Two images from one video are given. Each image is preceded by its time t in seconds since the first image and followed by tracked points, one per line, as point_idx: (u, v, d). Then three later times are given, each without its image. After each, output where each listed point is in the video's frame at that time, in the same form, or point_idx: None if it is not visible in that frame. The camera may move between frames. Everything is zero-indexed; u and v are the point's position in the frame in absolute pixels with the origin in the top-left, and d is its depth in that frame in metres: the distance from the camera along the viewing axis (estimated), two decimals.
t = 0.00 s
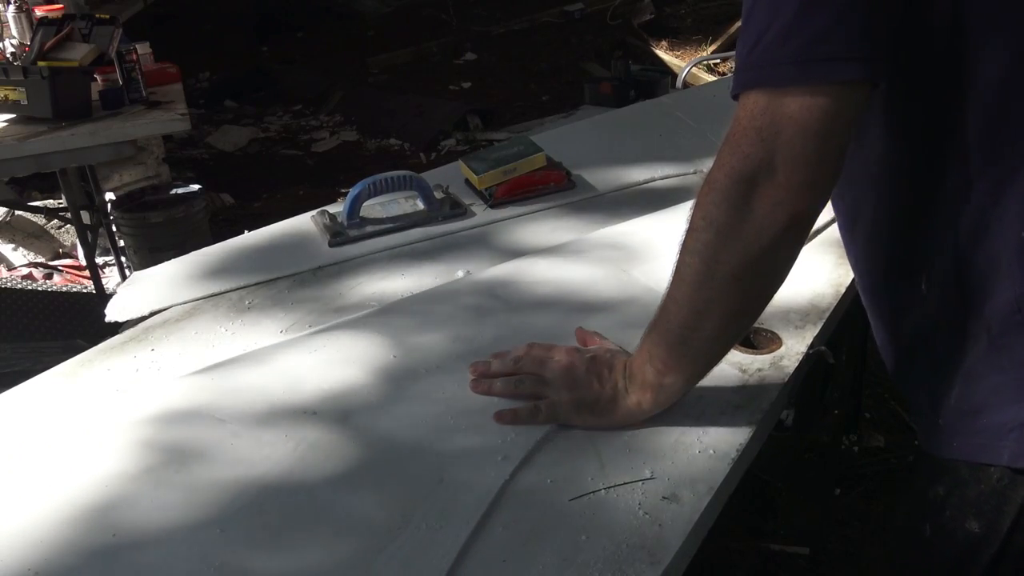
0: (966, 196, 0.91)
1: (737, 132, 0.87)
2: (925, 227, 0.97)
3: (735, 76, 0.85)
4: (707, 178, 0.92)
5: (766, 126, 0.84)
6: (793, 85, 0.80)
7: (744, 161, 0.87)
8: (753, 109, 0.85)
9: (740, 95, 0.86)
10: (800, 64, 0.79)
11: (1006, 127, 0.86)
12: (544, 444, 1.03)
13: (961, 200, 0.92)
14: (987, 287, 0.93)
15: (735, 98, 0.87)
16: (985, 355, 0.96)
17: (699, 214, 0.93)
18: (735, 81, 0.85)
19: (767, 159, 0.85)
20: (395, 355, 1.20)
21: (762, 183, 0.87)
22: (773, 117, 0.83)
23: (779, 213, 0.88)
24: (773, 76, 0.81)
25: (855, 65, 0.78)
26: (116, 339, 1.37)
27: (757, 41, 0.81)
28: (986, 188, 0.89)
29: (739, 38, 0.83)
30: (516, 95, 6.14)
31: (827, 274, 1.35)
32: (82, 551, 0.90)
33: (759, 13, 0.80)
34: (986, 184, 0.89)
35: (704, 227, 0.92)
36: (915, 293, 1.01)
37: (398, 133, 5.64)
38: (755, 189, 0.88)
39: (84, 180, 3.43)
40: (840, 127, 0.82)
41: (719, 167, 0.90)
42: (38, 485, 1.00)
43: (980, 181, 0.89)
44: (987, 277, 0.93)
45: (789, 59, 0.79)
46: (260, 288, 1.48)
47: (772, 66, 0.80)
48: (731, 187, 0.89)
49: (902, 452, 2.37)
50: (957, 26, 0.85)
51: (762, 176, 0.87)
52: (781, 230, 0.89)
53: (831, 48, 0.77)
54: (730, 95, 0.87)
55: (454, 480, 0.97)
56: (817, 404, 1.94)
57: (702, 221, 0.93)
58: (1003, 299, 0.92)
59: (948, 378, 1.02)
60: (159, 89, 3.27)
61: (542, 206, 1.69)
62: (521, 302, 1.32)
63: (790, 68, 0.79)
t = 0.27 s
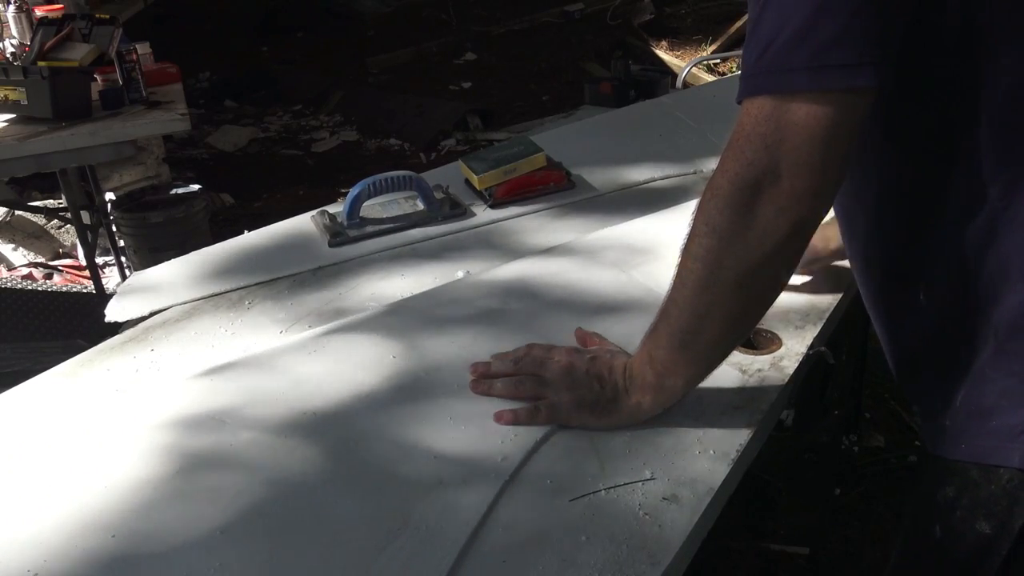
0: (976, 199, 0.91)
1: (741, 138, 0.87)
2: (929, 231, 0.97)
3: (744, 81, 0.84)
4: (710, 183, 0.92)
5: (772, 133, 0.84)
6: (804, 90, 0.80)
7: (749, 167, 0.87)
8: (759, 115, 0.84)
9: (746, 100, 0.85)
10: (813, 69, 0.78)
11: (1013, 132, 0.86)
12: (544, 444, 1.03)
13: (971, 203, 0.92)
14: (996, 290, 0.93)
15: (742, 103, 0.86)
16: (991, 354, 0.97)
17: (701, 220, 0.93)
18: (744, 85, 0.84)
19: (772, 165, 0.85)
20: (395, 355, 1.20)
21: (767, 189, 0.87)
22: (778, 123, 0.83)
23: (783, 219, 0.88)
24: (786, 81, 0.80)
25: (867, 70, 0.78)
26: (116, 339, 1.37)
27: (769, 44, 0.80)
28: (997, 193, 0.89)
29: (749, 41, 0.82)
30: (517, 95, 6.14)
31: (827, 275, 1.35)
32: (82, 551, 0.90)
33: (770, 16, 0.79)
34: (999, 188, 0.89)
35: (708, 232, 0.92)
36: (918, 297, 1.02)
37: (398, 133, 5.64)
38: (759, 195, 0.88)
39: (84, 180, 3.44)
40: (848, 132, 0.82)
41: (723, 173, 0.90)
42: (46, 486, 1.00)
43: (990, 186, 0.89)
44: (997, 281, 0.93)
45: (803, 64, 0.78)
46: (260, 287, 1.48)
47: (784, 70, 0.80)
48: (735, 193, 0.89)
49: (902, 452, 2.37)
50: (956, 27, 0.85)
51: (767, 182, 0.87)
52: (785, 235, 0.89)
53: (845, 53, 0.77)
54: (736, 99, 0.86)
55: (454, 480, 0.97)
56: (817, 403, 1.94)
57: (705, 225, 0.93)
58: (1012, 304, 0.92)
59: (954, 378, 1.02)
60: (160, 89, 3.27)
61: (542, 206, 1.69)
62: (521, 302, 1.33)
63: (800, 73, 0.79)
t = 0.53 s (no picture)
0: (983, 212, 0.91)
1: (743, 150, 0.87)
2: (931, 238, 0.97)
3: (749, 90, 0.83)
4: (712, 195, 0.92)
5: (774, 147, 0.84)
6: (811, 103, 0.79)
7: (752, 181, 0.87)
8: (760, 128, 0.84)
9: (750, 110, 0.84)
10: (820, 82, 0.77)
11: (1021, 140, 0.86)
12: (544, 444, 1.03)
13: (979, 218, 0.92)
14: (1003, 300, 0.93)
15: (745, 114, 0.86)
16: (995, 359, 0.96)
17: (704, 228, 0.93)
18: (751, 95, 0.83)
19: (776, 180, 0.85)
20: (395, 354, 1.20)
21: (770, 203, 0.87)
22: (781, 137, 0.83)
23: (788, 234, 0.88)
24: (792, 93, 0.79)
25: (875, 84, 0.76)
26: (117, 339, 1.37)
27: (777, 54, 0.79)
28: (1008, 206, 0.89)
29: (756, 49, 0.81)
30: (517, 95, 6.15)
31: (828, 275, 1.35)
32: (84, 552, 0.90)
33: (778, 26, 0.78)
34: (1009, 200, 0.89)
35: (711, 242, 0.92)
36: (920, 304, 1.02)
37: (398, 134, 5.64)
38: (763, 209, 0.88)
39: (84, 180, 3.44)
40: (852, 148, 0.81)
41: (725, 185, 0.90)
42: (47, 486, 1.00)
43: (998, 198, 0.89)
44: (1009, 294, 0.92)
45: (810, 75, 0.77)
46: (260, 287, 1.48)
47: (791, 82, 0.79)
48: (738, 207, 0.89)
49: (902, 453, 2.37)
50: (959, 27, 0.85)
51: (769, 196, 0.87)
52: (787, 248, 0.89)
53: (852, 66, 0.76)
54: (738, 109, 0.86)
55: (455, 480, 0.97)
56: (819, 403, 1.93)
57: (708, 236, 0.93)
58: None
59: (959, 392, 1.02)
60: (160, 89, 3.27)
61: (542, 206, 1.69)
62: (521, 301, 1.32)
63: (806, 86, 0.78)
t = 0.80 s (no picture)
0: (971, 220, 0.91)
1: (735, 160, 0.87)
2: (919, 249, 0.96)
3: (737, 97, 0.83)
4: (705, 207, 0.93)
5: (766, 158, 0.84)
6: (797, 111, 0.79)
7: (745, 193, 0.87)
8: (751, 139, 0.84)
9: (740, 117, 0.84)
10: (807, 90, 0.77)
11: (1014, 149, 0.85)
12: (544, 442, 1.03)
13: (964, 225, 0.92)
14: (993, 311, 0.93)
15: (734, 122, 0.86)
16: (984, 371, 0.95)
17: (698, 237, 0.94)
18: (739, 101, 0.83)
19: (769, 190, 0.85)
20: (396, 352, 1.21)
21: (764, 214, 0.87)
22: (773, 147, 0.83)
23: (783, 244, 0.88)
24: (779, 100, 0.79)
25: (861, 92, 0.77)
26: (116, 339, 1.37)
27: (765, 61, 0.79)
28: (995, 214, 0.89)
29: (744, 55, 0.81)
30: (517, 95, 6.15)
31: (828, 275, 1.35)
32: (88, 551, 0.90)
33: (768, 31, 0.79)
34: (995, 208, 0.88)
35: (705, 252, 0.92)
36: (904, 313, 1.01)
37: (398, 134, 5.64)
38: (756, 220, 0.88)
39: (84, 180, 3.44)
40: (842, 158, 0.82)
41: (717, 196, 0.90)
42: (51, 486, 1.00)
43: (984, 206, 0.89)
44: (996, 300, 0.92)
45: (797, 82, 0.77)
46: (259, 287, 1.48)
47: (778, 88, 0.79)
48: (731, 218, 0.89)
49: (902, 453, 2.37)
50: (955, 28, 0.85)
51: (765, 207, 0.87)
52: (784, 255, 0.89)
53: (840, 74, 0.76)
54: (728, 118, 0.86)
55: (458, 477, 0.98)
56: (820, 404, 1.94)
57: (700, 249, 0.93)
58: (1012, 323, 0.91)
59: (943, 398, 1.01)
60: (160, 89, 3.27)
61: (542, 206, 1.69)
62: (521, 300, 1.32)
63: (795, 91, 0.78)
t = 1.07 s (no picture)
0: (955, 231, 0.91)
1: (724, 177, 0.87)
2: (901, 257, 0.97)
3: (719, 112, 0.83)
4: (695, 223, 0.93)
5: (753, 177, 0.84)
6: (777, 128, 0.79)
7: (734, 210, 0.87)
8: (738, 157, 0.84)
9: (723, 134, 0.84)
10: (785, 106, 0.78)
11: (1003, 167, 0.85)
12: (546, 441, 1.03)
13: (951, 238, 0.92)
14: (976, 323, 0.93)
15: (719, 139, 0.86)
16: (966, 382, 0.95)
17: (690, 251, 0.94)
18: (721, 116, 0.83)
19: (758, 208, 0.86)
20: (398, 352, 1.21)
21: (755, 232, 0.88)
22: (760, 165, 0.83)
23: (775, 258, 0.89)
24: (758, 116, 0.79)
25: (840, 108, 0.77)
26: (116, 339, 1.36)
27: (744, 77, 0.80)
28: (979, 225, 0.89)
29: (724, 70, 0.82)
30: (516, 95, 6.15)
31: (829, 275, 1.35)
32: (96, 553, 0.90)
33: (745, 47, 0.79)
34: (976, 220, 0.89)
35: (696, 266, 0.93)
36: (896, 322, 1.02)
37: (398, 134, 5.64)
38: (747, 237, 0.88)
39: (83, 180, 3.44)
40: (827, 175, 0.82)
41: (707, 214, 0.91)
42: (58, 488, 1.00)
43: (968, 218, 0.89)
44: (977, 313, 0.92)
45: (775, 98, 0.78)
46: (259, 287, 1.48)
47: (757, 104, 0.79)
48: (721, 236, 0.89)
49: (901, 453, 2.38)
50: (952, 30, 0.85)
51: (756, 226, 0.87)
52: (779, 269, 0.90)
53: (818, 89, 0.76)
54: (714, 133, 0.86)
55: (461, 476, 0.98)
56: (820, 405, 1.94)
57: (692, 261, 0.94)
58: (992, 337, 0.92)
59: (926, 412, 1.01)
60: (159, 89, 3.27)
61: (542, 206, 1.69)
62: (521, 300, 1.33)
63: (770, 110, 0.78)
